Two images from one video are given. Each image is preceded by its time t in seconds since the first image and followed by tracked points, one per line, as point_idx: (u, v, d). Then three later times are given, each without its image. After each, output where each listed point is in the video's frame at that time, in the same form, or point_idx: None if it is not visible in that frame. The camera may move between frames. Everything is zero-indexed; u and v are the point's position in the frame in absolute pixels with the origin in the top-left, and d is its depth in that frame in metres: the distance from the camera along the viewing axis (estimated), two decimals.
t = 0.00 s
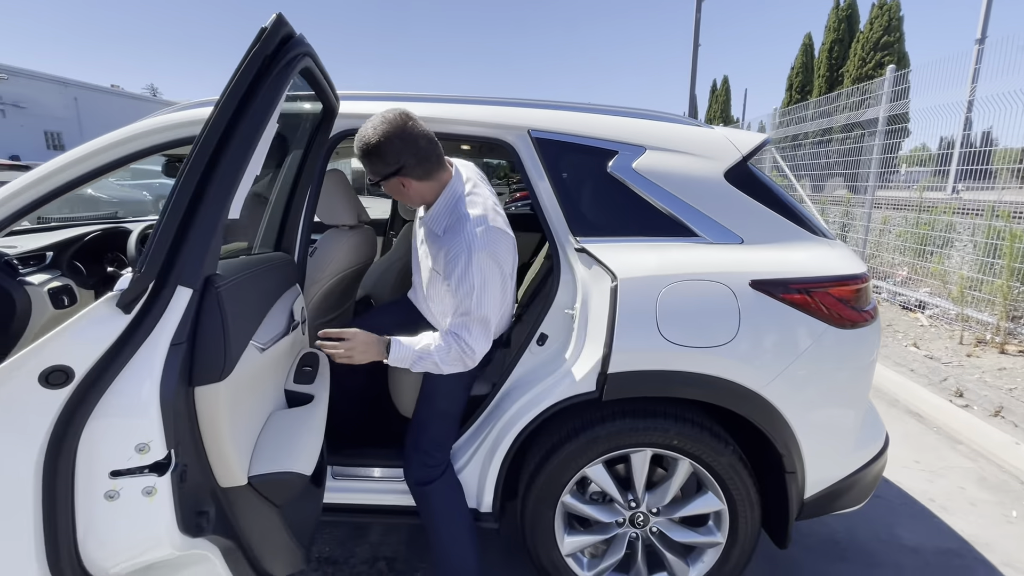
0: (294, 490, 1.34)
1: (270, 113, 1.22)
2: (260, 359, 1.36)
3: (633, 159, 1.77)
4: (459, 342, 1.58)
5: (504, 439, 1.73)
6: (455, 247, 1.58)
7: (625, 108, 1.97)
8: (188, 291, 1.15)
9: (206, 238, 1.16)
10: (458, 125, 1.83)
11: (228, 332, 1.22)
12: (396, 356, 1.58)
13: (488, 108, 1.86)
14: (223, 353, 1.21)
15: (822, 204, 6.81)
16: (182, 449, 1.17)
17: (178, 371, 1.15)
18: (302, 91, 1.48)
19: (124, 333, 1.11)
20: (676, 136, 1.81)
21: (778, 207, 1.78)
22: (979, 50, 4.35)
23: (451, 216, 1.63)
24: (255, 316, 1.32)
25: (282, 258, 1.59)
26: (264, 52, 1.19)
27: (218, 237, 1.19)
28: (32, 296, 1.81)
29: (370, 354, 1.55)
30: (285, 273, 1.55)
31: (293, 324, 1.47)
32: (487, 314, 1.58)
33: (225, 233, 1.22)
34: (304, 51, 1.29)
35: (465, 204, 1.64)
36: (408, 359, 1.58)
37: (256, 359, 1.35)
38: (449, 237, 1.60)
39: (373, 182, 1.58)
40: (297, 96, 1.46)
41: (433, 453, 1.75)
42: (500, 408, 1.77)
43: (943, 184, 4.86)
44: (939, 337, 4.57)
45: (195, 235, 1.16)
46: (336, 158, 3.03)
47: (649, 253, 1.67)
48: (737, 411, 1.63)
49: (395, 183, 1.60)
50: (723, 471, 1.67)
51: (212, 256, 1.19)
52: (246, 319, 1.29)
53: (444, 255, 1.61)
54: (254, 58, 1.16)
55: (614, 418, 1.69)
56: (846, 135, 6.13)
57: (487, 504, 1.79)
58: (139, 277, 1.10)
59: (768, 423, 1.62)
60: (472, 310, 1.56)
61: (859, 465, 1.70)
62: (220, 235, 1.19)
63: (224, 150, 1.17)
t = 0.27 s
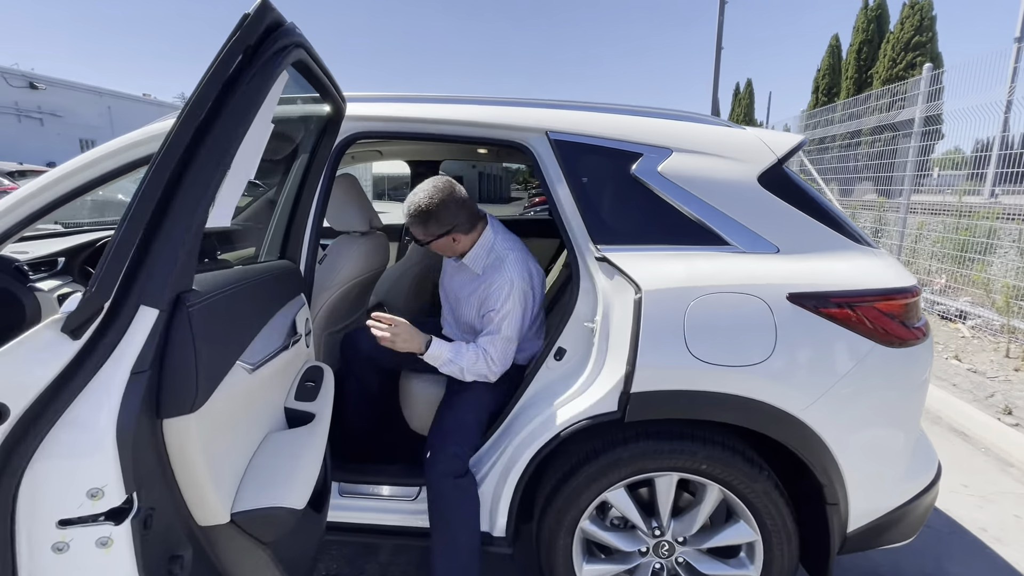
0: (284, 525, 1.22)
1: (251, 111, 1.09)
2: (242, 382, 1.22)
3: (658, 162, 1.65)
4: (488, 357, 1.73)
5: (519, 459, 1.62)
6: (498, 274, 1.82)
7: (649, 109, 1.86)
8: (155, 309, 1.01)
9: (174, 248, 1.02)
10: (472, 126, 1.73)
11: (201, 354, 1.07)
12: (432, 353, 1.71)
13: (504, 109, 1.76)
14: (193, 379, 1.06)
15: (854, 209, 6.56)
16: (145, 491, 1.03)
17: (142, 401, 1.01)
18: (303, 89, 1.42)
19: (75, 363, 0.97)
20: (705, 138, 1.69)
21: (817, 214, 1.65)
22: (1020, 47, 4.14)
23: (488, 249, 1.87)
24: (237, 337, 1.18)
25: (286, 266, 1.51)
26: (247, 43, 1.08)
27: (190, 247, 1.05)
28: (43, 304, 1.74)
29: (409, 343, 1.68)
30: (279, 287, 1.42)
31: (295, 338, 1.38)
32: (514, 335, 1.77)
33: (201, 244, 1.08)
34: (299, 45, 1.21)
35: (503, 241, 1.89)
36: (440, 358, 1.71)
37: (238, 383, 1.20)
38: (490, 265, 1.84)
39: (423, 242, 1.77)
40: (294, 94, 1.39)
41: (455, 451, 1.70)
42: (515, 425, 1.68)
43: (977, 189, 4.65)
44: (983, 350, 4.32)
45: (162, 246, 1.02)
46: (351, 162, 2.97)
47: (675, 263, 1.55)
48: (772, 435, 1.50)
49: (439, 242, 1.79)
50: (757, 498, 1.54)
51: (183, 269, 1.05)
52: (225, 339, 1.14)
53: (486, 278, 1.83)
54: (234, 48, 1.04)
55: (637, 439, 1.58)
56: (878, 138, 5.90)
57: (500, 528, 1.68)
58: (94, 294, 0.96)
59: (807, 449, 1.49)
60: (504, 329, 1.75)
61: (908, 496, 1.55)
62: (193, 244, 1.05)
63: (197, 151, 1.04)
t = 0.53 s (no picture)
0: None
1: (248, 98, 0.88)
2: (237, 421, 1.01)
3: (698, 163, 1.51)
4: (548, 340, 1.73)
5: (546, 488, 1.48)
6: (566, 262, 1.86)
7: (684, 107, 1.72)
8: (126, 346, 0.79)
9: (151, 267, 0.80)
10: (494, 127, 1.61)
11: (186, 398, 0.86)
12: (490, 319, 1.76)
13: (528, 108, 1.64)
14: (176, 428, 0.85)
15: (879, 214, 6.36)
16: (110, 573, 0.82)
17: (110, 462, 0.79)
18: (318, 86, 1.31)
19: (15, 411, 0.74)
20: (748, 137, 1.55)
21: (873, 219, 1.50)
22: None
23: (559, 244, 1.94)
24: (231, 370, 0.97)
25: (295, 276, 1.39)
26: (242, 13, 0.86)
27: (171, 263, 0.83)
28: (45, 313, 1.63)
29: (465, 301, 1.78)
30: (287, 301, 1.22)
31: (304, 356, 1.25)
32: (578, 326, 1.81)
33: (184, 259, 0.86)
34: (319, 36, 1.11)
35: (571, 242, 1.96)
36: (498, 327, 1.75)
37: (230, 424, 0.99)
38: (558, 256, 1.91)
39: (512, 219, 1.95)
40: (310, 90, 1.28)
41: (466, 407, 1.71)
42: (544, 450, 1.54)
43: (1004, 194, 4.52)
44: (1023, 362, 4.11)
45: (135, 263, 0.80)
46: (364, 167, 2.86)
47: (719, 274, 1.41)
48: (829, 466, 1.35)
49: (526, 219, 1.97)
50: (811, 533, 1.39)
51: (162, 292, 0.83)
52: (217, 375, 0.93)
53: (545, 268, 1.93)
54: (227, 15, 0.83)
55: (678, 465, 1.42)
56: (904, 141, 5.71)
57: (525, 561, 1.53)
58: (37, 327, 0.73)
59: (870, 482, 1.33)
60: (568, 317, 1.77)
61: (983, 535, 1.38)
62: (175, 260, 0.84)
63: (179, 144, 0.83)
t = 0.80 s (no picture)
0: None
1: (247, 90, 0.73)
2: (232, 474, 0.83)
3: (733, 168, 1.41)
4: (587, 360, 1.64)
5: (571, 516, 1.37)
6: (615, 283, 1.78)
7: (716, 109, 1.62)
8: (91, 397, 0.61)
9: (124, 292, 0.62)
10: (514, 131, 1.52)
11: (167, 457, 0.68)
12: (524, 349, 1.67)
13: (549, 110, 1.55)
14: (155, 498, 0.66)
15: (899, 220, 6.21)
16: None
17: (65, 555, 0.59)
18: (330, 89, 1.22)
19: None
20: (786, 141, 1.45)
21: (924, 227, 1.38)
22: None
23: (609, 266, 1.87)
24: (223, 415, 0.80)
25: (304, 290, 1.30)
26: None
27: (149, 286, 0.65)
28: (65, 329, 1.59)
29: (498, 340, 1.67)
30: (286, 323, 1.07)
31: (312, 378, 1.16)
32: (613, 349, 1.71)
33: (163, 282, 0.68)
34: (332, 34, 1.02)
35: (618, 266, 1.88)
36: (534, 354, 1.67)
37: (224, 479, 0.81)
38: (606, 277, 1.83)
39: (579, 223, 1.92)
40: (324, 94, 1.20)
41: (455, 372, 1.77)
42: (569, 475, 1.42)
43: None
44: None
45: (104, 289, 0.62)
46: (374, 173, 2.78)
47: (758, 288, 1.30)
48: (883, 499, 1.23)
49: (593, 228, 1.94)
50: (860, 570, 1.29)
51: (138, 325, 0.65)
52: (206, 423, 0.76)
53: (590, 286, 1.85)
54: None
55: (715, 496, 1.32)
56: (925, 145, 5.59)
57: None
58: None
59: (929, 517, 1.21)
60: (607, 337, 1.68)
61: None
62: (154, 283, 0.66)
63: (167, 133, 0.67)
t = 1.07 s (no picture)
0: None
1: (232, 88, 0.67)
2: (221, 500, 0.76)
3: (751, 170, 1.35)
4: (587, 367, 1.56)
5: (582, 531, 1.31)
6: (598, 278, 1.71)
7: (733, 109, 1.57)
8: (57, 423, 0.54)
9: (95, 305, 0.56)
10: (523, 132, 1.48)
11: (146, 489, 0.61)
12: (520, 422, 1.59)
13: (560, 111, 1.50)
14: (131, 535, 0.59)
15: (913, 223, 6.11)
16: None
17: None
18: (336, 90, 1.18)
19: None
20: (807, 142, 1.40)
21: (953, 232, 1.32)
22: None
23: (596, 259, 1.80)
24: (212, 437, 0.73)
25: (308, 297, 1.26)
26: None
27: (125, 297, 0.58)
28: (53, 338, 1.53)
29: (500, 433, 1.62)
30: (283, 333, 1.01)
31: (315, 388, 1.12)
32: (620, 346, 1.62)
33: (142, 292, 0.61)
34: (337, 33, 0.99)
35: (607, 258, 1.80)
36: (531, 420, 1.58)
37: (213, 506, 0.74)
38: (589, 274, 1.76)
39: (544, 221, 1.91)
40: (329, 96, 1.16)
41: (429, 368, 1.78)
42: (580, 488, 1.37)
43: None
44: None
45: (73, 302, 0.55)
46: (380, 175, 2.74)
47: (779, 295, 1.25)
48: (912, 518, 1.17)
49: (559, 228, 1.91)
50: None
51: (113, 342, 0.57)
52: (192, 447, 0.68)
53: (578, 287, 1.78)
54: None
55: (734, 513, 1.26)
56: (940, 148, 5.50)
57: None
58: None
59: (962, 538, 1.15)
60: (605, 337, 1.60)
61: None
62: (131, 293, 0.59)
63: (149, 126, 0.61)
